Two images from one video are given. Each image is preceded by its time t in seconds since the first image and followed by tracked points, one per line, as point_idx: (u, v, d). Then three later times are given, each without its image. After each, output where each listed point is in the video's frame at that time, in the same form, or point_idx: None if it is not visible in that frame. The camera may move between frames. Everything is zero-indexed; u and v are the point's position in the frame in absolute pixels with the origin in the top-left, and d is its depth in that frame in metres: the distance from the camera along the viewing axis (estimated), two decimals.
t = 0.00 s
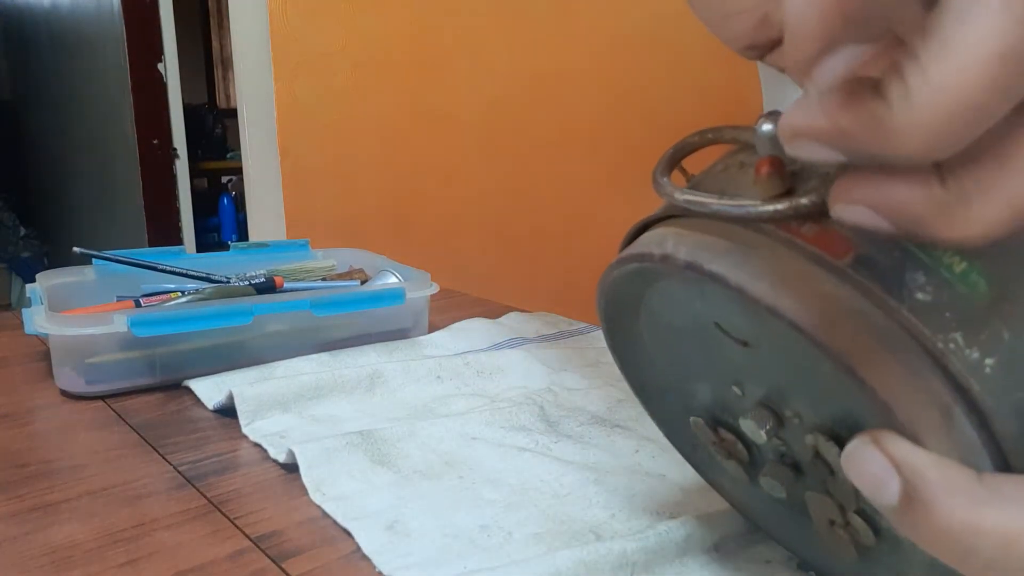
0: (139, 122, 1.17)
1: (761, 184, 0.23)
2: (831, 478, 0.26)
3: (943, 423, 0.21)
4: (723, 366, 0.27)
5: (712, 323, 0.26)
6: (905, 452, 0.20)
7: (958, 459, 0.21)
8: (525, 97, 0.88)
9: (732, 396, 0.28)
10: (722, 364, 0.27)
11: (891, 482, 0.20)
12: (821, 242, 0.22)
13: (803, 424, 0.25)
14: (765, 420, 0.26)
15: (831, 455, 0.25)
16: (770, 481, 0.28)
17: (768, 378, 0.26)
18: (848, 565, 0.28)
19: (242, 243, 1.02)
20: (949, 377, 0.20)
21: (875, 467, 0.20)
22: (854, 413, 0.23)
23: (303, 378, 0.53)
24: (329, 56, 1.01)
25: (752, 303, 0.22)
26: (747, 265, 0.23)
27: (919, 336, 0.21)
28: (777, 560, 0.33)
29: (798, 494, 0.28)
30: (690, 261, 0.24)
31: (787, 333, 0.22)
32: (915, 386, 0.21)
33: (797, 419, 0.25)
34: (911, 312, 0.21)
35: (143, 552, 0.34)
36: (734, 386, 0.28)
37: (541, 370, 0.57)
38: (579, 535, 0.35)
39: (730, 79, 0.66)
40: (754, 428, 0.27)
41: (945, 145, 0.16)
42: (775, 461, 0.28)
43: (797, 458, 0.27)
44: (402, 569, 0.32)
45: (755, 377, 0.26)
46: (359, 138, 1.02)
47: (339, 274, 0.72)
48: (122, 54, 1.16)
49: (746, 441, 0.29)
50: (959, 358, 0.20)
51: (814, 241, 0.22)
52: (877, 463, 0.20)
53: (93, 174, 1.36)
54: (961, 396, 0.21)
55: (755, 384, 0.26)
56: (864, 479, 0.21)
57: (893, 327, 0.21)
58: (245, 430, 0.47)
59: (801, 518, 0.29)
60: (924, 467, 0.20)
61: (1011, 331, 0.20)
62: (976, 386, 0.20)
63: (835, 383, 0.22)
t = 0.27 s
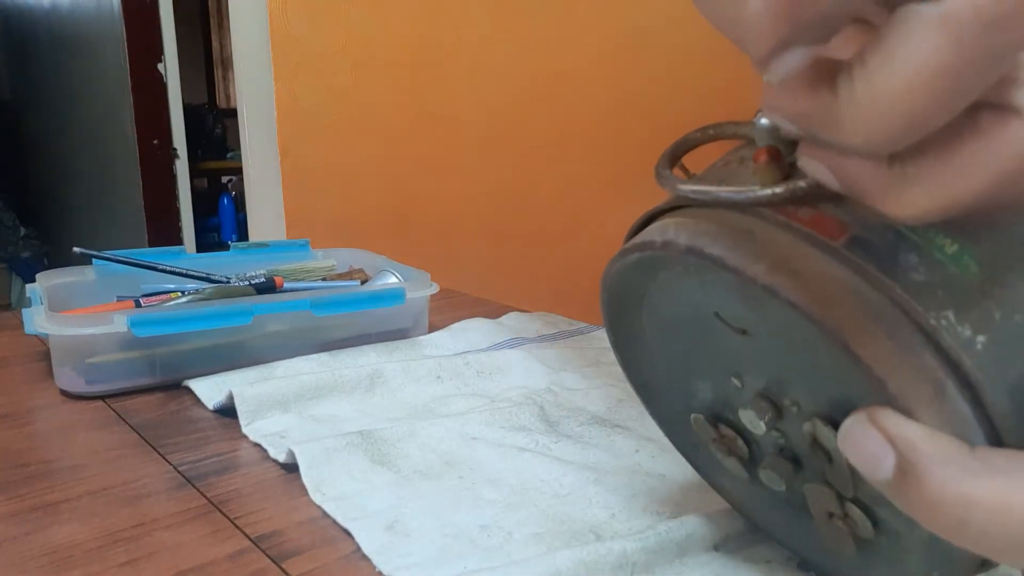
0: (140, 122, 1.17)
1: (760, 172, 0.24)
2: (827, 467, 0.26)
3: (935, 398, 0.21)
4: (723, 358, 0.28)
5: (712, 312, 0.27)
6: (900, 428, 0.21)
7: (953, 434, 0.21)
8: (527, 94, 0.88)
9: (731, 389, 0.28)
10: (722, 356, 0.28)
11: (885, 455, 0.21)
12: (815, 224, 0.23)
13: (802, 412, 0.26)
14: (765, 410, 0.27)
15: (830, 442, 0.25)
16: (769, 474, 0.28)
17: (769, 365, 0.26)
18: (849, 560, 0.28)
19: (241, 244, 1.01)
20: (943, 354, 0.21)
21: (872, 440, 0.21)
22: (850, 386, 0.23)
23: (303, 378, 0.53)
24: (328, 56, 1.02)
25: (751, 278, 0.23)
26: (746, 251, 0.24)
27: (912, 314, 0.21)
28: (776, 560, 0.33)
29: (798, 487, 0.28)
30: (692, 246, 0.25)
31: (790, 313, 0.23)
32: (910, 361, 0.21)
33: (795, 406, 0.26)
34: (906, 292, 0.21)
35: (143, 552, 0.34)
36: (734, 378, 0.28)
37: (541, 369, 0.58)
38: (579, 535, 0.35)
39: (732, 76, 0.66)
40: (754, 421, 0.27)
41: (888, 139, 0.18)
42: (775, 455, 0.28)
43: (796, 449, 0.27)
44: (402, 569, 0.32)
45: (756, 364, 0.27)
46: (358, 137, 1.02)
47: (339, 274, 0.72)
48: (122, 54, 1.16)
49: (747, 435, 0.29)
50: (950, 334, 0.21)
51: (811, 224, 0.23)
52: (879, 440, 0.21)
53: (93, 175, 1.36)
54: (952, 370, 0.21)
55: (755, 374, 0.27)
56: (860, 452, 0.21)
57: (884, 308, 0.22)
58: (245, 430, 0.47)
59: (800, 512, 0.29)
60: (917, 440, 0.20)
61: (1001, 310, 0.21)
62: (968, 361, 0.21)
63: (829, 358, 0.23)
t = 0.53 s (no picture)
0: (140, 122, 1.17)
1: (764, 156, 0.25)
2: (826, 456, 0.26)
3: (931, 367, 0.22)
4: (723, 349, 0.28)
5: (714, 301, 0.27)
6: (900, 399, 0.21)
7: (949, 404, 0.21)
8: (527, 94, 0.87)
9: (730, 380, 0.28)
10: (721, 346, 0.28)
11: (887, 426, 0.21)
12: (820, 204, 0.23)
13: (802, 399, 0.26)
14: (764, 401, 0.27)
15: (831, 424, 0.25)
16: (772, 466, 0.28)
17: (768, 354, 0.26)
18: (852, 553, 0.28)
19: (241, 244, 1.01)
20: (941, 330, 0.22)
21: (873, 410, 0.21)
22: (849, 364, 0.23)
23: (303, 379, 0.53)
24: (328, 56, 1.02)
25: (750, 259, 0.24)
26: (741, 236, 0.24)
27: (909, 291, 0.22)
28: (776, 561, 0.33)
29: (798, 480, 0.28)
30: (696, 227, 0.26)
31: (789, 290, 0.24)
32: (907, 336, 0.22)
33: (795, 394, 0.26)
34: (902, 265, 0.22)
35: (143, 552, 0.34)
36: (733, 370, 0.28)
37: (541, 370, 0.58)
38: (579, 535, 0.35)
39: (733, 74, 0.66)
40: (754, 413, 0.27)
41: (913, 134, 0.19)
42: (775, 446, 0.28)
43: (797, 440, 0.27)
44: (402, 569, 0.32)
45: (755, 353, 0.27)
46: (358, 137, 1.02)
47: (340, 274, 0.72)
48: (122, 54, 1.16)
49: (747, 428, 0.29)
50: (947, 308, 0.22)
51: (817, 207, 0.23)
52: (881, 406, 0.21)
53: (92, 175, 1.36)
54: (946, 341, 0.22)
55: (756, 364, 0.27)
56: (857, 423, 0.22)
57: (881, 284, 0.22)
58: (245, 430, 0.47)
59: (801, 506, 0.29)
60: (916, 411, 0.21)
61: (995, 289, 0.22)
62: (963, 333, 0.22)
63: (827, 335, 0.23)
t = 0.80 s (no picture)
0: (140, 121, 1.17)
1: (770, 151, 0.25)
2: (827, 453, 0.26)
3: (933, 361, 0.22)
4: (727, 348, 0.28)
5: (719, 297, 0.28)
6: (900, 393, 0.21)
7: (950, 402, 0.21)
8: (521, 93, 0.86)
9: (733, 378, 0.29)
10: (726, 345, 0.28)
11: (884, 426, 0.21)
12: (823, 198, 0.24)
13: (805, 397, 0.26)
14: (767, 399, 0.27)
15: (832, 421, 0.25)
16: (773, 463, 0.28)
17: (774, 350, 0.26)
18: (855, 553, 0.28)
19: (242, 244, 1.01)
20: (940, 323, 0.22)
21: (877, 408, 0.21)
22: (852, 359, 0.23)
23: (303, 379, 0.53)
24: (328, 56, 1.02)
25: (755, 253, 0.24)
26: (754, 228, 0.24)
27: (911, 289, 0.22)
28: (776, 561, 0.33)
29: (801, 479, 0.28)
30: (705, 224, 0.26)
31: (794, 284, 0.24)
32: (906, 324, 0.22)
33: (797, 391, 0.26)
34: (905, 261, 0.22)
35: (144, 552, 0.34)
36: (738, 368, 0.28)
37: (541, 370, 0.58)
38: (578, 535, 0.35)
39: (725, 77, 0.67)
40: (758, 411, 0.28)
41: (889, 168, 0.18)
42: (778, 443, 0.28)
43: (799, 440, 0.27)
44: (402, 569, 0.32)
45: (759, 351, 0.27)
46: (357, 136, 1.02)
47: (340, 274, 0.72)
48: (122, 54, 1.16)
49: (749, 426, 0.29)
50: (949, 305, 0.22)
51: (816, 200, 0.24)
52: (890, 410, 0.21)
53: (92, 175, 1.36)
54: (950, 340, 0.22)
55: (761, 360, 0.27)
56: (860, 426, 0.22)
57: (883, 279, 0.22)
58: (245, 430, 0.47)
59: (804, 505, 0.29)
60: (917, 407, 0.21)
61: (996, 287, 0.23)
62: (967, 333, 0.22)
63: (828, 329, 0.24)
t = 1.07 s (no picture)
0: (140, 122, 1.17)
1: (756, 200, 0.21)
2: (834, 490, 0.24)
3: (949, 456, 0.18)
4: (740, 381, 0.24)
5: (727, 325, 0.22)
6: (910, 489, 0.17)
7: (963, 499, 0.17)
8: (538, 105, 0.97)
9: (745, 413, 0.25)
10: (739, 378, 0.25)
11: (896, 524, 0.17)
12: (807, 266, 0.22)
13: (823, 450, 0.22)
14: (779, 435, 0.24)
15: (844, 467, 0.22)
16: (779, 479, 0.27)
17: (787, 380, 0.22)
18: None
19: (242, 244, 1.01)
20: (961, 414, 0.18)
21: (878, 504, 0.17)
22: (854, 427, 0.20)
23: (303, 379, 0.53)
24: (329, 58, 1.01)
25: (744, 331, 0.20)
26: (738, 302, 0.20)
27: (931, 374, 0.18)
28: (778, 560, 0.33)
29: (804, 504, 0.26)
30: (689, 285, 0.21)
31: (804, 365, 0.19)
32: (925, 414, 0.18)
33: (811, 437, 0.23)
34: (930, 340, 0.18)
35: (143, 552, 0.34)
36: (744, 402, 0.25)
37: (541, 370, 0.58)
38: (578, 535, 0.35)
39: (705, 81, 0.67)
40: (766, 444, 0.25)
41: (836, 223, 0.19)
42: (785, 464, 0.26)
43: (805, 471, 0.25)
44: (402, 568, 0.32)
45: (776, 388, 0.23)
46: (362, 139, 1.03)
47: (340, 274, 0.72)
48: (122, 54, 1.16)
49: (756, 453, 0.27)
50: (991, 419, 0.18)
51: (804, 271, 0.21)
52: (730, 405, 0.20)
53: (93, 175, 1.36)
54: (970, 432, 0.18)
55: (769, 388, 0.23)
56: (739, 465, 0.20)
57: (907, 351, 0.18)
58: (245, 430, 0.47)
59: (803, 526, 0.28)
60: (930, 510, 0.17)
61: None
62: (989, 424, 0.18)
63: (837, 395, 0.20)
